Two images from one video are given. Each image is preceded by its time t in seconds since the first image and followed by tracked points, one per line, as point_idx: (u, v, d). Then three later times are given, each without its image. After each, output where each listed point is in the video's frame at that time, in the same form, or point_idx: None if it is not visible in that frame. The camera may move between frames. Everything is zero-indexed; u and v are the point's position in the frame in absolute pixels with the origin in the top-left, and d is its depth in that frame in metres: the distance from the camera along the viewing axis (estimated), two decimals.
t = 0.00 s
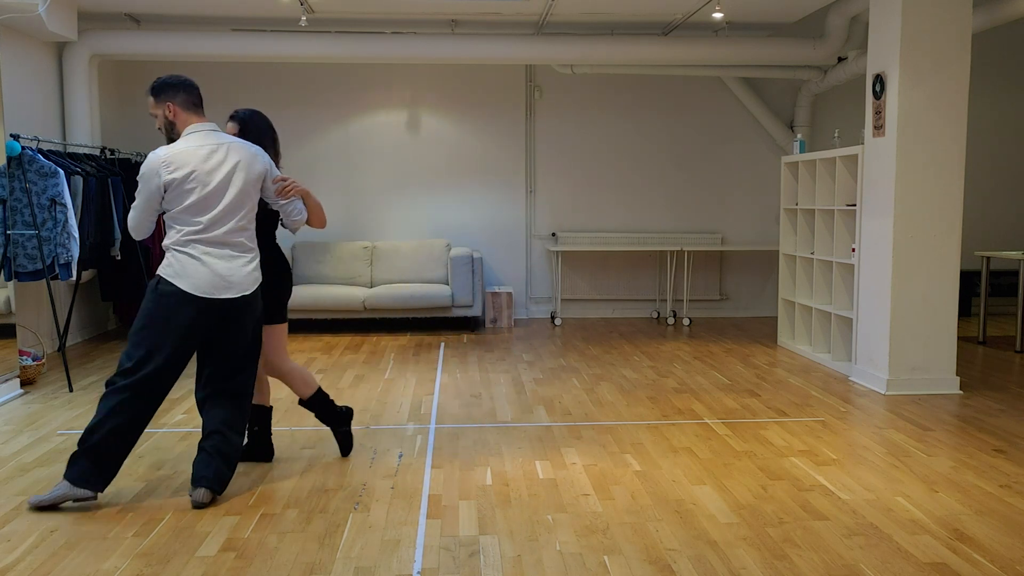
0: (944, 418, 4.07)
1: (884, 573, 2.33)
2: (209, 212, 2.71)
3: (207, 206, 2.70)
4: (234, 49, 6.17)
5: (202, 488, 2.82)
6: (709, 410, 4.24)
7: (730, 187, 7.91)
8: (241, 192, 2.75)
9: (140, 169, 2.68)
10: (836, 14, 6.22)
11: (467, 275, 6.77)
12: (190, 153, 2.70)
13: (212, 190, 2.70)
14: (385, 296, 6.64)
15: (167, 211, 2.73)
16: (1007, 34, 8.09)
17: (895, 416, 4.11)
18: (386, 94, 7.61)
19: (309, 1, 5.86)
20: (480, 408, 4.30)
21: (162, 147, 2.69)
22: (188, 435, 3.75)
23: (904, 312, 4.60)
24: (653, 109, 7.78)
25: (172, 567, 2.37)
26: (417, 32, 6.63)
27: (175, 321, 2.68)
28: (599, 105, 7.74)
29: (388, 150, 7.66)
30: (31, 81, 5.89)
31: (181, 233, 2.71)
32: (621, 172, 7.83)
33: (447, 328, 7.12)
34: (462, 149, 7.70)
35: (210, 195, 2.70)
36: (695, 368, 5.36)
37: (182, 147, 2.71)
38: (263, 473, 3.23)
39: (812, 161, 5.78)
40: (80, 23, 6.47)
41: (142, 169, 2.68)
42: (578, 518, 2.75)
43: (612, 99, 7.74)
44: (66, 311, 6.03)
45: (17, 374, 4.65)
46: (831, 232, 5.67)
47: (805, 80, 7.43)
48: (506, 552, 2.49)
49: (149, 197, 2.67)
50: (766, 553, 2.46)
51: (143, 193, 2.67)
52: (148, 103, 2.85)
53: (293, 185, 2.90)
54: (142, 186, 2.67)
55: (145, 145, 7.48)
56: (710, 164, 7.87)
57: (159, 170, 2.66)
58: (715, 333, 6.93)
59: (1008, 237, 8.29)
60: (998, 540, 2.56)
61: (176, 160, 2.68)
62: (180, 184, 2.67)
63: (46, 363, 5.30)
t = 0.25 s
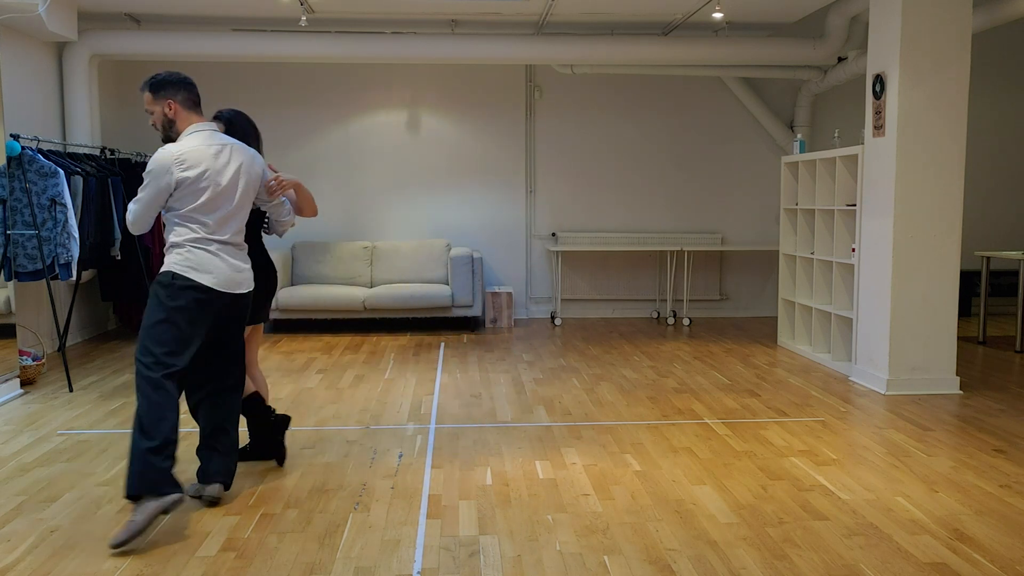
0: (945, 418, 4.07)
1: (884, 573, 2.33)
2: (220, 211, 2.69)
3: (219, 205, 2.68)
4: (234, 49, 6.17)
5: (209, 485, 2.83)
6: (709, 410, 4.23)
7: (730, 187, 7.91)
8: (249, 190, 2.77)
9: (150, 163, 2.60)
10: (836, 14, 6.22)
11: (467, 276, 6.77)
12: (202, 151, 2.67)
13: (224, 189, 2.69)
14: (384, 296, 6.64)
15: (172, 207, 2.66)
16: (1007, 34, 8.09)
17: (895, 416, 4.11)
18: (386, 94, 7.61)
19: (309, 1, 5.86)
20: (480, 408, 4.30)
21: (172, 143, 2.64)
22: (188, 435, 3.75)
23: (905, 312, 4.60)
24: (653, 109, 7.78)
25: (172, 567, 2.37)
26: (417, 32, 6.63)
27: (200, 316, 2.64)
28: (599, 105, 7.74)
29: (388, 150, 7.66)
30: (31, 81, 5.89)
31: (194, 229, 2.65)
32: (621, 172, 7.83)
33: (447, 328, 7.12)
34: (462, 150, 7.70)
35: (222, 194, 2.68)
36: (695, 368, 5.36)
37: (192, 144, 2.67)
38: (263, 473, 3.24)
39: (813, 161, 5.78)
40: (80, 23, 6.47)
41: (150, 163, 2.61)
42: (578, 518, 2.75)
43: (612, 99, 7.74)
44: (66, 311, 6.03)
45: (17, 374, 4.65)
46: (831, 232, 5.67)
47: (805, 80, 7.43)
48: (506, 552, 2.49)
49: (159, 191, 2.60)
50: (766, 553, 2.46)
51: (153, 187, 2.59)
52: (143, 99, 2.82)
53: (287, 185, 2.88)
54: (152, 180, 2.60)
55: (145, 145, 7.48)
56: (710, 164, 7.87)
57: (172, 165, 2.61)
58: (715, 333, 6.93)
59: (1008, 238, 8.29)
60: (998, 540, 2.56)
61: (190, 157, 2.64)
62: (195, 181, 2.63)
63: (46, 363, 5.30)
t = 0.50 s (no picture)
0: (944, 418, 4.06)
1: (884, 573, 2.33)
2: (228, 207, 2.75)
3: (229, 200, 2.74)
4: (234, 50, 6.17)
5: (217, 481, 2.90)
6: (709, 410, 4.24)
7: (730, 187, 7.91)
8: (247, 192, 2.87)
9: (167, 155, 2.62)
10: (836, 14, 6.22)
11: (467, 276, 6.77)
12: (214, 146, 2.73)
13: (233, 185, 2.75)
14: (384, 296, 6.64)
15: (183, 201, 2.69)
16: (1007, 34, 8.09)
17: (895, 416, 4.11)
18: (386, 94, 7.61)
19: (309, 1, 5.86)
20: (480, 408, 4.30)
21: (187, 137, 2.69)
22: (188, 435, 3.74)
23: (904, 312, 4.60)
24: (653, 110, 7.78)
25: (172, 567, 2.37)
26: (417, 32, 6.63)
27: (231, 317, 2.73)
28: (598, 105, 7.74)
29: (389, 150, 7.66)
30: (30, 81, 5.88)
31: (213, 228, 2.70)
32: (621, 172, 7.83)
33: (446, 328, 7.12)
34: (462, 150, 7.70)
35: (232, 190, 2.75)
36: (695, 368, 5.36)
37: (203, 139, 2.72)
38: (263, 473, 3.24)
39: (813, 161, 5.78)
40: (80, 23, 6.47)
41: (167, 155, 2.63)
42: (578, 518, 2.75)
43: (612, 98, 7.74)
44: (66, 311, 6.03)
45: (17, 374, 4.65)
46: (831, 232, 5.67)
47: (805, 80, 7.43)
48: (506, 552, 2.49)
49: (177, 184, 2.63)
50: (765, 553, 2.46)
51: (171, 179, 2.62)
52: (142, 95, 2.81)
53: (265, 178, 2.81)
54: (169, 172, 2.62)
55: (145, 145, 7.48)
56: (710, 164, 7.87)
57: (189, 158, 2.65)
58: (715, 333, 6.93)
59: (1008, 238, 8.29)
60: (998, 540, 2.56)
61: (206, 151, 2.69)
62: (212, 176, 2.68)
63: (46, 363, 5.30)
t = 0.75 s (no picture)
0: (944, 418, 4.07)
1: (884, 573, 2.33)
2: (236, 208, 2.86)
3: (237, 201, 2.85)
4: (234, 49, 6.17)
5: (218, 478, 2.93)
6: (709, 410, 4.24)
7: (730, 187, 7.91)
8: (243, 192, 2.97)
9: (190, 155, 2.69)
10: (836, 13, 6.22)
11: (467, 276, 6.77)
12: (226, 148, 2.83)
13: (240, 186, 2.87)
14: (384, 296, 6.64)
15: (198, 200, 2.76)
16: (1007, 34, 8.09)
17: (895, 416, 4.11)
18: (386, 94, 7.61)
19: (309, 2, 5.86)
20: (480, 408, 4.30)
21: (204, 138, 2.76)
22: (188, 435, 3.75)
23: (904, 312, 4.60)
24: (653, 110, 7.78)
25: (171, 567, 2.37)
26: (417, 32, 6.63)
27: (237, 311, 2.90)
28: (599, 105, 7.74)
29: (389, 150, 7.66)
30: (30, 81, 5.88)
31: (228, 228, 2.80)
32: (621, 172, 7.83)
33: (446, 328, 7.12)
34: (462, 150, 7.70)
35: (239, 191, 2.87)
36: (695, 368, 5.36)
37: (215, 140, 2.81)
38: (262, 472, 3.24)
39: (813, 161, 5.78)
40: (80, 23, 6.47)
41: (189, 155, 2.69)
42: (578, 518, 2.75)
43: (612, 98, 7.74)
44: (66, 311, 6.03)
45: (17, 374, 4.65)
46: (831, 232, 5.67)
47: (805, 80, 7.43)
48: (506, 552, 2.49)
49: (199, 183, 2.70)
50: (765, 553, 2.46)
51: (193, 179, 2.68)
52: (142, 96, 2.82)
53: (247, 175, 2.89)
54: (191, 171, 2.68)
55: (145, 145, 7.48)
56: (711, 164, 7.87)
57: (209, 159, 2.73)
58: (715, 333, 6.93)
59: (1008, 238, 8.29)
60: (998, 540, 2.56)
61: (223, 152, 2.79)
62: (229, 177, 2.78)
63: (46, 363, 5.30)
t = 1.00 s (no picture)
0: (944, 418, 4.07)
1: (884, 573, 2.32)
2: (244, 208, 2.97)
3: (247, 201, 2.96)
4: (234, 49, 6.17)
5: (216, 477, 2.93)
6: (709, 410, 4.24)
7: (730, 187, 7.91)
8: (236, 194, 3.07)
9: (218, 157, 2.77)
10: (836, 13, 6.22)
11: (467, 276, 6.77)
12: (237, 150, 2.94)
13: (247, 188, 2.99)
14: (384, 296, 6.64)
15: (219, 200, 2.84)
16: (1007, 34, 8.09)
17: (895, 416, 4.11)
18: (386, 94, 7.61)
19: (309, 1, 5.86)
20: (480, 408, 4.30)
21: (224, 140, 2.85)
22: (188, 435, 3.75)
23: (904, 312, 4.60)
24: (653, 110, 7.78)
25: (172, 567, 2.37)
26: (417, 32, 6.63)
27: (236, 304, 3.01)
28: (599, 104, 7.74)
29: (389, 150, 7.66)
30: (30, 81, 5.88)
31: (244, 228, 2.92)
32: (621, 171, 7.83)
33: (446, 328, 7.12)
34: (462, 150, 7.70)
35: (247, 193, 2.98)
36: (695, 368, 5.36)
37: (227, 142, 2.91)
38: (263, 472, 3.24)
39: (813, 161, 5.78)
40: (80, 23, 6.47)
41: (217, 157, 2.78)
42: (578, 518, 2.75)
43: (612, 98, 7.74)
44: (66, 311, 6.02)
45: (17, 374, 4.65)
46: (831, 232, 5.67)
47: (805, 80, 7.43)
48: (506, 552, 2.49)
49: (227, 184, 2.80)
50: (766, 553, 2.46)
51: (223, 180, 2.78)
52: (145, 100, 2.83)
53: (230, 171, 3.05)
54: (220, 173, 2.77)
55: (145, 145, 7.47)
56: (711, 164, 7.87)
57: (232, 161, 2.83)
58: (715, 333, 6.93)
59: (1008, 238, 8.29)
60: (998, 540, 2.56)
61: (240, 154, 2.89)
62: (247, 179, 2.91)
63: (46, 363, 5.30)
